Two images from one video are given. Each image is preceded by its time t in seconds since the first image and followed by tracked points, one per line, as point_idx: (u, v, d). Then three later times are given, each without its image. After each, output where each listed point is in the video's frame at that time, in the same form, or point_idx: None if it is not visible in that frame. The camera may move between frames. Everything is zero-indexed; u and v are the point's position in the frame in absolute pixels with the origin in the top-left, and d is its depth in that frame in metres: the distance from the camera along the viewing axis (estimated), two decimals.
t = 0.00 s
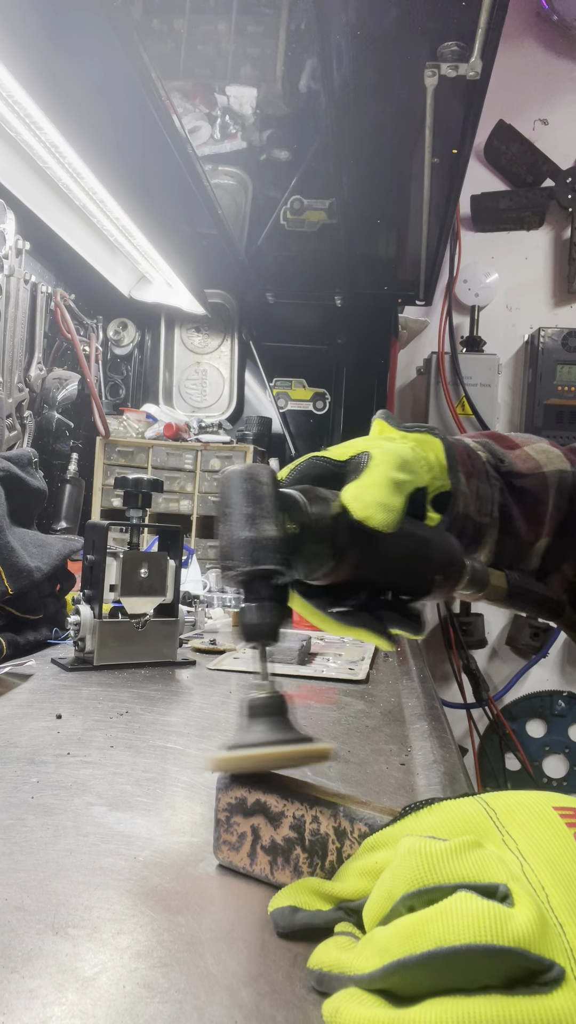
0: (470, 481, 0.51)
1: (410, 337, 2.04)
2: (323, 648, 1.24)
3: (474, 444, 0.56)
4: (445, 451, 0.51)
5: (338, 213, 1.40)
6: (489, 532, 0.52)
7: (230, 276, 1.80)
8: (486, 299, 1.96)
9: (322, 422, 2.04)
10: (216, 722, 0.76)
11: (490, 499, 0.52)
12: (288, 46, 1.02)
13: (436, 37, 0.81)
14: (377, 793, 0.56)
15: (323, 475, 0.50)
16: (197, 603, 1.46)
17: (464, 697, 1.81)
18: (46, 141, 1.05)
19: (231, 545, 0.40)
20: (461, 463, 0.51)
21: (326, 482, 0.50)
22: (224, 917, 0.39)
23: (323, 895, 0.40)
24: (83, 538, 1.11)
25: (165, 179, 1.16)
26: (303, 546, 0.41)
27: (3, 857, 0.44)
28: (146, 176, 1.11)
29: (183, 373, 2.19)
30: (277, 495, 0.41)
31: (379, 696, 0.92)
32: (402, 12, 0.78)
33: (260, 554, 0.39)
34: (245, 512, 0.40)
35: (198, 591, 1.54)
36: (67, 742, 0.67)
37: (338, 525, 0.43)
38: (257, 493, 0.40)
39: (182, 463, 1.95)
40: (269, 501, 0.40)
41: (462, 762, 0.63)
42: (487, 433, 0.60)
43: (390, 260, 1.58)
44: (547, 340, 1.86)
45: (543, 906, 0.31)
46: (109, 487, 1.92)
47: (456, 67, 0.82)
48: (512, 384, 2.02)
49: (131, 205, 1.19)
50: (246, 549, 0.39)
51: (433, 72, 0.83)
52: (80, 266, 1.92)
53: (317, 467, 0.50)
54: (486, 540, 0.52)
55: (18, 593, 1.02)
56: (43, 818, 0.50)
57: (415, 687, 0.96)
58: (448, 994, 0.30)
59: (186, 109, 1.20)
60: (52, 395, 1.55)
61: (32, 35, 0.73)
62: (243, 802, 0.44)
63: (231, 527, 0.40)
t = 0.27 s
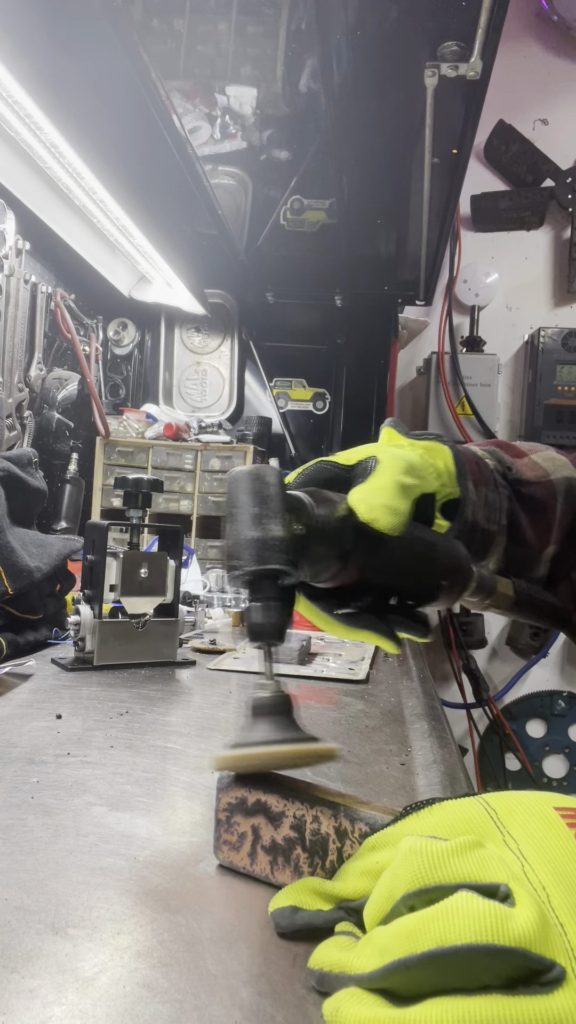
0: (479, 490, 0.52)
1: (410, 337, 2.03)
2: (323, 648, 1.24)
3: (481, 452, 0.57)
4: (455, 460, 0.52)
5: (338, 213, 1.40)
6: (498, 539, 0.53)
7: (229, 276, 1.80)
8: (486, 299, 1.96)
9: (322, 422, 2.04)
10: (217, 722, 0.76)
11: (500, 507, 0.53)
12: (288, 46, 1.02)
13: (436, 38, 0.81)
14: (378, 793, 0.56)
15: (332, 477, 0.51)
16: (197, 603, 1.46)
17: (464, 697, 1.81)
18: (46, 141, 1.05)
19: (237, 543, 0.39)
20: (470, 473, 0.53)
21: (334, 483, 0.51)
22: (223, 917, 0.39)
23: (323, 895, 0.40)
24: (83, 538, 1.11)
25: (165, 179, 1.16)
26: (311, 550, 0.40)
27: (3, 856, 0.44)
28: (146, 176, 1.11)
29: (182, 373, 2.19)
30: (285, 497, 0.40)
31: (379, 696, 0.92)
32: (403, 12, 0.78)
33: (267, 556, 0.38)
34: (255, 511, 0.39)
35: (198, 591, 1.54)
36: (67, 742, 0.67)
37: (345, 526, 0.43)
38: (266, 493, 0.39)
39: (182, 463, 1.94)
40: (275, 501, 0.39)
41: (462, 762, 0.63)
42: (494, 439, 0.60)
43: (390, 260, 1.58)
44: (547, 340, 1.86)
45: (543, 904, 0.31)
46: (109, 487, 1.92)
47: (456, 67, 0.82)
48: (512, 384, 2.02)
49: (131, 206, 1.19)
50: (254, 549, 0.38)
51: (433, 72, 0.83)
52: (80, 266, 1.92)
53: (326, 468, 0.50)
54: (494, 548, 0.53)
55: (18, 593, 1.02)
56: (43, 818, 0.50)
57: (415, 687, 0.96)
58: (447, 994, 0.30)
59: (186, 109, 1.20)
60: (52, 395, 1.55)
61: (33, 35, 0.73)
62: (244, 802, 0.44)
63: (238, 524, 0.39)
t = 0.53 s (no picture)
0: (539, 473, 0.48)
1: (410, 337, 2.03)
2: (323, 648, 1.24)
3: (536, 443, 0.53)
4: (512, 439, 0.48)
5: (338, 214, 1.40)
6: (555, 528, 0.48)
7: (229, 276, 1.80)
8: (486, 299, 1.95)
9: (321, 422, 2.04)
10: (217, 722, 0.76)
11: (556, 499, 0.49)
12: (288, 46, 1.02)
13: (435, 38, 0.81)
14: (377, 793, 0.56)
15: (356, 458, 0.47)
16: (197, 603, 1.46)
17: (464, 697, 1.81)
18: (46, 141, 1.05)
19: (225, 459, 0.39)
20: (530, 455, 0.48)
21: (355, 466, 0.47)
22: (223, 917, 0.39)
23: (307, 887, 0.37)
24: (83, 538, 1.11)
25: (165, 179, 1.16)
26: (301, 482, 0.40)
27: (3, 856, 0.44)
28: (146, 176, 1.11)
29: (182, 373, 2.19)
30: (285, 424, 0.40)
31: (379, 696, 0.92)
32: (403, 12, 0.78)
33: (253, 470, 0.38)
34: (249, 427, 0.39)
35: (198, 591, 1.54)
36: (67, 741, 0.67)
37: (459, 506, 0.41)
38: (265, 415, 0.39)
39: (182, 463, 1.95)
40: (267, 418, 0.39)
41: (462, 762, 0.63)
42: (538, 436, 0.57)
43: (390, 260, 1.58)
44: (547, 340, 1.86)
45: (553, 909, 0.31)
46: (109, 487, 1.92)
47: (456, 66, 0.82)
48: (512, 384, 2.02)
49: (131, 206, 1.19)
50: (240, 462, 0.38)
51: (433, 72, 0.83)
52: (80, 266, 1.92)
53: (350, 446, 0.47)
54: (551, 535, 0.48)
55: (18, 593, 1.02)
56: (43, 818, 0.50)
57: (415, 687, 0.96)
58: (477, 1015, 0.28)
59: (186, 109, 1.20)
60: (52, 395, 1.55)
61: (33, 36, 0.73)
62: (241, 804, 0.44)
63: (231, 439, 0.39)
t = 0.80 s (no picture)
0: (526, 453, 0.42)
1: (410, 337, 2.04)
2: (323, 648, 1.24)
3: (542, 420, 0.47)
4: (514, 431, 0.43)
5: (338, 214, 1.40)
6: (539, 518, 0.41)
7: (229, 276, 1.80)
8: (486, 299, 1.95)
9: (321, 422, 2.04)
10: (217, 722, 0.76)
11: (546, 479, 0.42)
12: (288, 46, 1.02)
13: (435, 38, 0.81)
14: (377, 793, 0.56)
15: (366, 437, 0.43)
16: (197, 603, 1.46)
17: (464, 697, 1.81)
18: (46, 141, 1.05)
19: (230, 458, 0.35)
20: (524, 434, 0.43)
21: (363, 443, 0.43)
22: (223, 916, 0.39)
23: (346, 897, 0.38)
24: (83, 538, 1.11)
25: (165, 179, 1.16)
26: (314, 490, 0.37)
27: (3, 857, 0.44)
28: (146, 175, 1.11)
29: (182, 373, 2.19)
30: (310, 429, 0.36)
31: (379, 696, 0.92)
32: (403, 12, 0.78)
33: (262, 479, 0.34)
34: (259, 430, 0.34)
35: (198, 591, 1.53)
36: (67, 742, 0.67)
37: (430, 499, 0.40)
38: (289, 417, 0.35)
39: (182, 463, 1.95)
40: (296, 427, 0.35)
41: (462, 762, 0.63)
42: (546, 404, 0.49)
43: (390, 260, 1.58)
44: (547, 340, 1.86)
45: None
46: (109, 487, 1.92)
47: (456, 67, 0.82)
48: (512, 384, 2.02)
49: (131, 206, 1.19)
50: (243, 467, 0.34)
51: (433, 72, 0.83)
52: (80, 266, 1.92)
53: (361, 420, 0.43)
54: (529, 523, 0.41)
55: (18, 593, 1.02)
56: (43, 818, 0.50)
57: (415, 687, 0.96)
58: None
59: (186, 109, 1.20)
60: (52, 395, 1.55)
61: (33, 35, 0.73)
62: (241, 805, 0.44)
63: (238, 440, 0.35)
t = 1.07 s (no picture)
0: (548, 444, 0.51)
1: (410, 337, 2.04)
2: (323, 648, 1.24)
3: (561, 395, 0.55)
4: (540, 443, 0.50)
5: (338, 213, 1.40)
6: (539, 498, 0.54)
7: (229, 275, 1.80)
8: (485, 299, 1.95)
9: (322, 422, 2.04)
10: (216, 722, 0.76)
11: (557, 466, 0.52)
12: (288, 46, 1.02)
13: (435, 38, 0.81)
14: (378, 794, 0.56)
15: (392, 465, 0.43)
16: (197, 603, 1.46)
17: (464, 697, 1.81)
18: (46, 141, 1.05)
19: (258, 541, 0.35)
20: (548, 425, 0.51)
21: (387, 468, 0.43)
22: (222, 916, 0.39)
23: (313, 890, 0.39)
24: (83, 538, 1.11)
25: (165, 179, 1.16)
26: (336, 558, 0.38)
27: (2, 857, 0.44)
28: (146, 176, 1.11)
29: (182, 373, 2.19)
30: (347, 513, 0.36)
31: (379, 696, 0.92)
32: (403, 12, 0.78)
33: (290, 576, 0.35)
34: (294, 521, 0.34)
35: (198, 591, 1.53)
36: (67, 742, 0.67)
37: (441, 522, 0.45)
38: (327, 511, 0.35)
39: (182, 463, 1.94)
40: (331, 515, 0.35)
41: (463, 762, 0.63)
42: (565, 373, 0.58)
43: (390, 260, 1.58)
44: (547, 339, 1.86)
45: (567, 919, 0.35)
46: (109, 487, 1.92)
47: (456, 67, 0.82)
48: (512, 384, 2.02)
49: (131, 206, 1.19)
50: (270, 557, 0.35)
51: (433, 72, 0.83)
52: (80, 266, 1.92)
53: (393, 448, 0.42)
54: (530, 504, 0.54)
55: (18, 593, 1.02)
56: (43, 818, 0.50)
57: (415, 687, 0.96)
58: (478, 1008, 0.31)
59: (186, 109, 1.20)
60: (52, 395, 1.55)
61: (33, 36, 0.73)
62: (241, 805, 0.44)
63: (269, 527, 0.35)
